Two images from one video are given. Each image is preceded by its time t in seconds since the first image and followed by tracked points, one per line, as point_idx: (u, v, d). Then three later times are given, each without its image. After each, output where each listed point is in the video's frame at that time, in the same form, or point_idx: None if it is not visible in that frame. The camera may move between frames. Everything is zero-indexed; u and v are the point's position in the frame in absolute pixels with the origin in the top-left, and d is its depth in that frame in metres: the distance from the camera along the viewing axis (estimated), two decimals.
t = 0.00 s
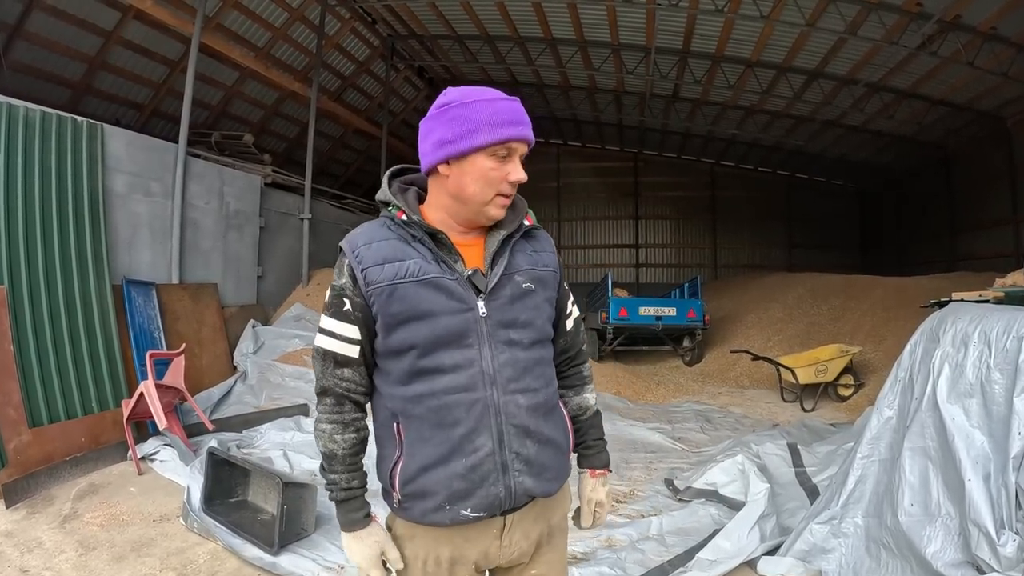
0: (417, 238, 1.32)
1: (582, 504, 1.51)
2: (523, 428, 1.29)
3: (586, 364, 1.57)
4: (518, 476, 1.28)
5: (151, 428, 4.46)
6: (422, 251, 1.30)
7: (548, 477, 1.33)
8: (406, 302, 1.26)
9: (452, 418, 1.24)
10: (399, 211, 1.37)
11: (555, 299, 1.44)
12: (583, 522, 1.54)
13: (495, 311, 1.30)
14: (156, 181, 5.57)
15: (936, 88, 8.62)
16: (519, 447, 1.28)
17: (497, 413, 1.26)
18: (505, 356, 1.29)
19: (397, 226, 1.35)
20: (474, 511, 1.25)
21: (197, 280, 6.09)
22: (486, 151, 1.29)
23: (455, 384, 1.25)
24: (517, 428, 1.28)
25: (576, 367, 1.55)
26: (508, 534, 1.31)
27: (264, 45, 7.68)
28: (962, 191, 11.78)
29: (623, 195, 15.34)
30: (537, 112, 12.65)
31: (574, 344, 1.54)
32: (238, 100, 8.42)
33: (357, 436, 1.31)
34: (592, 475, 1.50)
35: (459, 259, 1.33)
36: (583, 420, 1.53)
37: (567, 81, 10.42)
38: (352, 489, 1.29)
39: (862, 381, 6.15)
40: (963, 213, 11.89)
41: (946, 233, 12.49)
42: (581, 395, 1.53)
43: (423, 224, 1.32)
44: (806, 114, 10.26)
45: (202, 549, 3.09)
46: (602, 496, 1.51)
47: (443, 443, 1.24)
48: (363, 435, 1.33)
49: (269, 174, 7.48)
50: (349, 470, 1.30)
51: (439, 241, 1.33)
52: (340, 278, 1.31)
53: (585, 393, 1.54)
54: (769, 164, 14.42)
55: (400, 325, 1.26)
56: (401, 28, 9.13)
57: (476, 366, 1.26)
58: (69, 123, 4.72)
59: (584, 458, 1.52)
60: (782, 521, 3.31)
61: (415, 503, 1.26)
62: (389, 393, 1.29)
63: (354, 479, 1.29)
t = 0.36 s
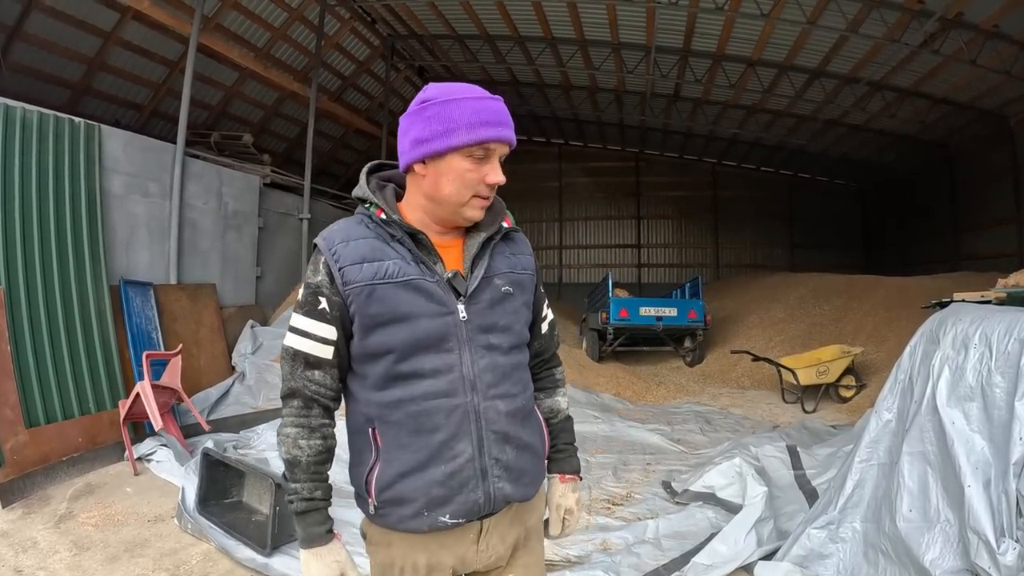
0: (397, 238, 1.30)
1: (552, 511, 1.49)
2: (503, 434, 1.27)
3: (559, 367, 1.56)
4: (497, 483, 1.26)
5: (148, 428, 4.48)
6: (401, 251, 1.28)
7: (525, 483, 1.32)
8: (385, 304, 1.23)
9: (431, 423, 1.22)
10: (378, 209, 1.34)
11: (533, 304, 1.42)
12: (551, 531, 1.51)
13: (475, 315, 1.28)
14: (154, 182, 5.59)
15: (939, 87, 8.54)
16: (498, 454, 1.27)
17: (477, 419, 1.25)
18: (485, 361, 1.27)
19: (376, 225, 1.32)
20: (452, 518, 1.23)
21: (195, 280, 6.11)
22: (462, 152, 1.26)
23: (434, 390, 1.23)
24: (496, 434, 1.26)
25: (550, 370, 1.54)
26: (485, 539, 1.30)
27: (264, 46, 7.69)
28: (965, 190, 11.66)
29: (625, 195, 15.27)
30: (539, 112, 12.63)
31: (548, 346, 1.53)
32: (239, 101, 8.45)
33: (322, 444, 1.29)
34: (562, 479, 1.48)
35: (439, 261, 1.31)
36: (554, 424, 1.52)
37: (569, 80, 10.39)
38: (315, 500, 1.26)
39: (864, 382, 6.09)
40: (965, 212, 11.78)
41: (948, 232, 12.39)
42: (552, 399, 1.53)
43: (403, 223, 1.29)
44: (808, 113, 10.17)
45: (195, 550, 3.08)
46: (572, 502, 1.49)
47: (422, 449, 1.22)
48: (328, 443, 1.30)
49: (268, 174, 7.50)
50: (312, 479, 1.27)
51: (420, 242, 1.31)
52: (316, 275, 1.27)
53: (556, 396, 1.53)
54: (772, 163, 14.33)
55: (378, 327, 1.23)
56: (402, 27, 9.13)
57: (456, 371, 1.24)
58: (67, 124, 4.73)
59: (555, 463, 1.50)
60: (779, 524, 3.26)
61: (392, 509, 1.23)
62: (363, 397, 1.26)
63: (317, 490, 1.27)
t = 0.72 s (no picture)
0: (395, 238, 1.28)
1: (562, 524, 1.45)
2: (494, 438, 1.24)
3: (575, 375, 1.52)
4: (485, 488, 1.23)
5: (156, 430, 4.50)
6: (399, 251, 1.27)
7: (520, 492, 1.27)
8: (378, 303, 1.22)
9: (418, 423, 1.20)
10: (377, 210, 1.33)
11: (540, 305, 1.37)
12: (561, 543, 1.46)
13: (469, 314, 1.25)
14: (164, 185, 5.63)
15: (951, 88, 8.44)
16: (487, 458, 1.23)
17: (465, 422, 1.22)
18: (478, 362, 1.24)
19: (377, 226, 1.31)
20: (437, 522, 1.21)
21: (205, 284, 6.15)
22: (406, 145, 1.31)
23: (424, 390, 1.21)
24: (486, 437, 1.23)
25: (564, 377, 1.50)
26: (479, 549, 1.27)
27: (274, 50, 7.76)
28: (978, 192, 11.49)
29: (637, 199, 15.20)
30: (549, 115, 12.62)
31: (562, 352, 1.49)
32: (249, 105, 8.53)
33: (327, 407, 1.25)
34: (574, 492, 1.44)
35: (436, 261, 1.30)
36: (568, 435, 1.47)
37: (579, 84, 10.38)
38: (325, 445, 1.19)
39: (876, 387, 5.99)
40: (980, 215, 11.61)
41: (962, 236, 12.23)
42: (567, 408, 1.48)
43: (400, 223, 1.28)
44: (820, 115, 10.09)
45: (201, 552, 3.08)
46: (584, 516, 1.44)
47: (409, 450, 1.20)
48: (333, 411, 1.27)
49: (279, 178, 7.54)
50: (319, 430, 1.22)
51: (417, 242, 1.30)
52: (318, 275, 1.27)
53: (572, 405, 1.49)
54: (784, 166, 14.22)
55: (371, 325, 1.22)
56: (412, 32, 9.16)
57: (446, 372, 1.22)
58: (77, 128, 4.79)
59: (568, 474, 1.46)
60: (789, 531, 3.19)
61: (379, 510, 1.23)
62: (359, 396, 1.25)
63: (325, 437, 1.21)
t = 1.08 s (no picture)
0: (410, 253, 1.28)
1: (598, 546, 1.43)
2: (508, 454, 1.21)
3: (611, 388, 1.50)
4: (501, 504, 1.21)
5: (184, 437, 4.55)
6: (414, 266, 1.27)
7: (539, 508, 1.24)
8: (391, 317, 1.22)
9: (431, 438, 1.20)
10: (395, 228, 1.34)
11: (562, 315, 1.33)
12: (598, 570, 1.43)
13: (482, 328, 1.23)
14: (192, 196, 5.73)
15: (980, 92, 8.29)
16: (502, 474, 1.21)
17: (478, 437, 1.20)
18: (490, 375, 1.22)
19: (395, 242, 1.31)
20: (453, 538, 1.20)
21: (233, 293, 6.22)
22: (413, 165, 1.33)
23: (436, 404, 1.20)
24: (499, 452, 1.21)
25: (599, 391, 1.49)
26: (501, 565, 1.24)
27: (300, 62, 7.89)
28: (1007, 199, 11.24)
29: (662, 209, 15.11)
30: (575, 125, 12.63)
31: (595, 365, 1.48)
32: (276, 117, 8.66)
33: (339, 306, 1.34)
34: (611, 512, 1.41)
35: (451, 274, 1.29)
36: (603, 450, 1.45)
37: (604, 93, 10.39)
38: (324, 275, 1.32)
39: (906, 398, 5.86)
40: (1010, 223, 11.36)
41: (993, 244, 11.97)
42: (602, 422, 1.46)
43: (415, 237, 1.28)
44: (847, 122, 9.97)
45: (225, 558, 3.08)
46: (621, 539, 1.40)
47: (423, 465, 1.20)
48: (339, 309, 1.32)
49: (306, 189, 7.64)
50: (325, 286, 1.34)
51: (432, 256, 1.29)
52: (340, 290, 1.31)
53: (607, 419, 1.47)
54: (810, 174, 14.06)
55: (384, 336, 1.22)
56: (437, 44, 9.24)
57: (458, 386, 1.21)
58: (108, 139, 4.90)
59: (605, 492, 1.43)
60: (816, 545, 3.07)
61: (399, 523, 1.23)
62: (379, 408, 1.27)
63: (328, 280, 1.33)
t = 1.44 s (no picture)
0: (446, 274, 1.29)
1: (615, 565, 1.32)
2: (542, 473, 1.21)
3: (643, 406, 1.48)
4: (534, 523, 1.21)
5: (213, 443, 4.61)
6: (451, 287, 1.27)
7: (572, 527, 1.23)
8: (429, 339, 1.23)
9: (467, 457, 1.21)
10: (429, 248, 1.35)
11: (597, 333, 1.33)
12: None
13: (519, 348, 1.23)
14: (224, 207, 5.82)
15: (1010, 98, 8.14)
16: (536, 493, 1.21)
17: (513, 456, 1.21)
18: (526, 396, 1.22)
19: (431, 264, 1.32)
20: (486, 554, 1.20)
21: (263, 301, 6.31)
22: (443, 186, 1.34)
23: (472, 424, 1.21)
24: (534, 472, 1.21)
25: (630, 408, 1.47)
26: None
27: (330, 73, 8.00)
28: None
29: (690, 217, 15.02)
30: (602, 133, 12.61)
31: (627, 383, 1.47)
32: (306, 127, 8.78)
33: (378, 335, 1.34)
34: (630, 529, 1.34)
35: (488, 294, 1.29)
36: (629, 467, 1.43)
37: (632, 102, 10.38)
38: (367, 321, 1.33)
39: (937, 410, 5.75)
40: None
41: None
42: (631, 439, 1.45)
43: (451, 259, 1.28)
44: (875, 128, 9.83)
45: (255, 565, 3.11)
46: (639, 557, 1.31)
47: (459, 483, 1.21)
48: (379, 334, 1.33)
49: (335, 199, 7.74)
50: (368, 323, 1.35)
51: (467, 277, 1.29)
52: (379, 311, 1.31)
53: (636, 436, 1.45)
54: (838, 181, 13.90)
55: (423, 362, 1.24)
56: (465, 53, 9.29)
57: (494, 407, 1.21)
58: (141, 151, 5.01)
59: (627, 510, 1.38)
60: (844, 558, 3.00)
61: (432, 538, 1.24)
62: (417, 428, 1.28)
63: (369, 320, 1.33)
